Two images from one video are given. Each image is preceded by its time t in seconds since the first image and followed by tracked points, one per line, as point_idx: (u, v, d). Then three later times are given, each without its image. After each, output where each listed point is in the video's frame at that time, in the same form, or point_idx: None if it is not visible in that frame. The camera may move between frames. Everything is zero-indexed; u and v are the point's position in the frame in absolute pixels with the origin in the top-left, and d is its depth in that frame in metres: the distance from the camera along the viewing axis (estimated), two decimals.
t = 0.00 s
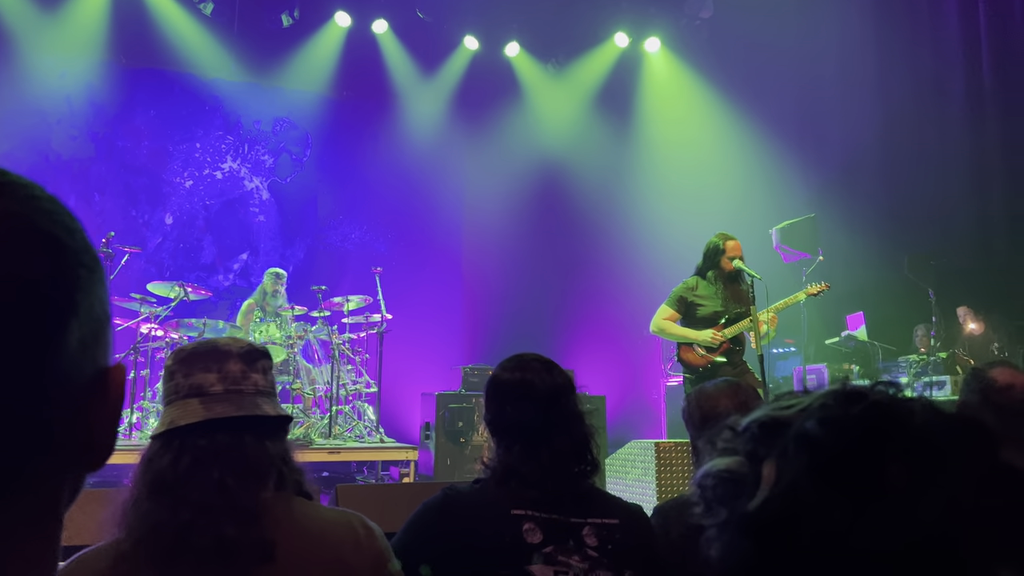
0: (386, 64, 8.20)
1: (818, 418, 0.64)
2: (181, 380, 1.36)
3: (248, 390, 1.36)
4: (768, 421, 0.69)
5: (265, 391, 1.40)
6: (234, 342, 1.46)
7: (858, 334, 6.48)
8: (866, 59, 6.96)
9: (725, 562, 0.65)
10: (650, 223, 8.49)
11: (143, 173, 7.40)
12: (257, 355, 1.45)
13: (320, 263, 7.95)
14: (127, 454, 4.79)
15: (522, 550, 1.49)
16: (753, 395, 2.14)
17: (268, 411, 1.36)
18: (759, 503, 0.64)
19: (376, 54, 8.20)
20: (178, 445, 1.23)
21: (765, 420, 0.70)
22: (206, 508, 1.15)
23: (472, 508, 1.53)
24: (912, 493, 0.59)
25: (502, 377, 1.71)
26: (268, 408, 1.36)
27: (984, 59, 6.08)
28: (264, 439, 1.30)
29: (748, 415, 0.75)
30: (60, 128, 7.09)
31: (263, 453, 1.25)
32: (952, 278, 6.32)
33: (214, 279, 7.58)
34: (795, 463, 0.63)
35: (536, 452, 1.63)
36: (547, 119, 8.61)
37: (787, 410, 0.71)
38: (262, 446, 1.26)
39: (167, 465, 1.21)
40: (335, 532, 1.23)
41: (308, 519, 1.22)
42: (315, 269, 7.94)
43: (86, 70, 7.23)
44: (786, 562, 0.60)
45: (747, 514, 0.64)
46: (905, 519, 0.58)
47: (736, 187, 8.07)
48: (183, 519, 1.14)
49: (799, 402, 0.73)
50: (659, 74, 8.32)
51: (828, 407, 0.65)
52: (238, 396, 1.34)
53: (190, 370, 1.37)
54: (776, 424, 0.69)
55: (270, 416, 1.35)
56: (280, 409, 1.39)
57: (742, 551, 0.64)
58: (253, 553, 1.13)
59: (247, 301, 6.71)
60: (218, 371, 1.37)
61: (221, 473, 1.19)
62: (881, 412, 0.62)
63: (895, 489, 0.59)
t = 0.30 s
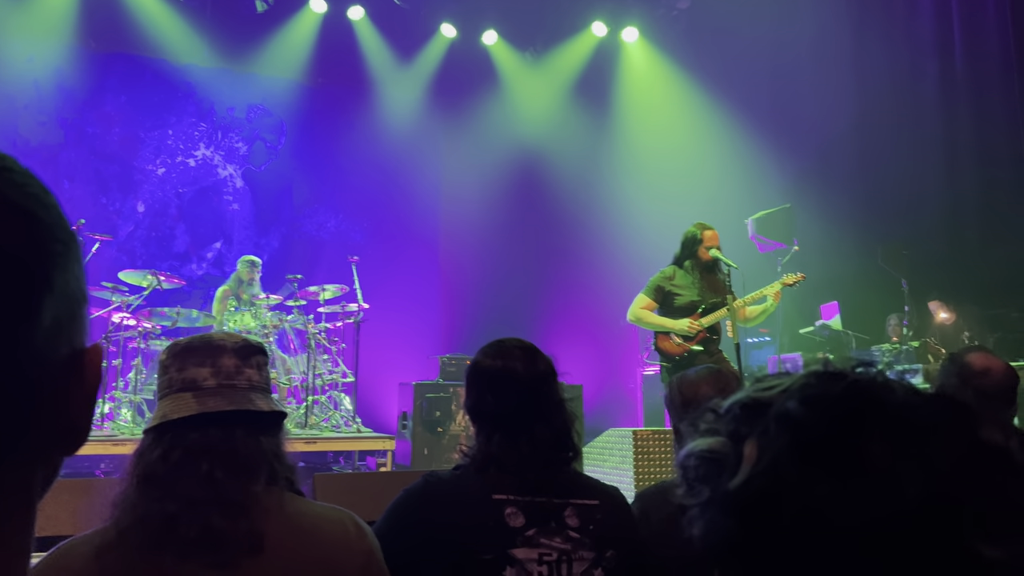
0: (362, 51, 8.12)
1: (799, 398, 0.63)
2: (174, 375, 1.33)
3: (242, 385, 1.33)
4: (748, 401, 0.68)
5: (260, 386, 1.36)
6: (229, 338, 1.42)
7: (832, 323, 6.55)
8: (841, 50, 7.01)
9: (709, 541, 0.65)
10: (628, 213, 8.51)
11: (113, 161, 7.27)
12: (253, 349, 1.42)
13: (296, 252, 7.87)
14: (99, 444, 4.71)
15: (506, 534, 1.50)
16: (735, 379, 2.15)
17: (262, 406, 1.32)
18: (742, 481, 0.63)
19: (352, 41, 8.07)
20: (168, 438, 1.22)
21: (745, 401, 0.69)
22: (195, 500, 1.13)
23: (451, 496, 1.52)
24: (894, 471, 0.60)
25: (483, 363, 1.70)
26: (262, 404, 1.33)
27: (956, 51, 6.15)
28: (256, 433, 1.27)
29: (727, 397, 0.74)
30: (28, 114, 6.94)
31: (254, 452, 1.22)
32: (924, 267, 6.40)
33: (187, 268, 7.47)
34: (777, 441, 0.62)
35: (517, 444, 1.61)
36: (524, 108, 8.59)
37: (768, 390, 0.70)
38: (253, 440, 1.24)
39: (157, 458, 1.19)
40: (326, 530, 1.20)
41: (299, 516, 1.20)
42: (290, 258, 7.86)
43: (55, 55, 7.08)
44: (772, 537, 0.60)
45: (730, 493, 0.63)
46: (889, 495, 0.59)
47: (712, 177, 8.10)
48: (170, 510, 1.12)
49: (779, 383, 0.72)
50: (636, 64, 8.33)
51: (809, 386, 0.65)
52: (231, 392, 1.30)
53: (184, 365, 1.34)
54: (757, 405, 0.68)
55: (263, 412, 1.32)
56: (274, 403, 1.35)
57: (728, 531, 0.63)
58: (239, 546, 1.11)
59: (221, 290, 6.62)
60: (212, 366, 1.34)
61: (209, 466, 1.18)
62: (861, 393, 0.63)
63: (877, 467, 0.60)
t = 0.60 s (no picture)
0: (342, 43, 8.06)
1: (785, 384, 0.63)
2: (165, 358, 1.29)
3: (235, 372, 1.28)
4: (736, 389, 0.68)
5: (253, 373, 1.32)
6: (223, 320, 1.36)
7: (812, 314, 6.60)
8: (820, 43, 7.06)
9: (695, 527, 0.66)
10: (608, 205, 8.54)
11: (89, 154, 7.17)
12: (247, 333, 1.36)
13: (275, 245, 7.82)
14: (78, 441, 4.66)
15: (488, 527, 1.49)
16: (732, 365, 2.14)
17: (254, 395, 1.28)
18: (728, 468, 0.63)
19: (331, 33, 7.96)
20: (161, 425, 1.20)
21: (732, 389, 0.69)
22: (190, 487, 1.12)
23: (435, 488, 1.52)
24: (876, 454, 0.59)
25: (467, 355, 1.68)
26: (254, 391, 1.29)
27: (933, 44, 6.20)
28: (250, 421, 1.26)
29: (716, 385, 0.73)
30: (1, 107, 6.81)
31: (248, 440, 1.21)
32: (901, 258, 6.47)
33: (165, 262, 7.40)
34: (762, 429, 0.63)
35: (500, 435, 1.61)
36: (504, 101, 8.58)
37: (756, 377, 0.70)
38: (247, 429, 1.23)
39: (150, 445, 1.18)
40: (318, 521, 1.19)
41: (291, 503, 1.18)
42: (269, 251, 7.80)
43: (29, 46, 6.95)
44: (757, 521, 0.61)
45: (717, 479, 0.63)
46: (873, 480, 0.58)
47: (693, 169, 8.15)
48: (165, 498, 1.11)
49: (766, 370, 0.72)
50: (617, 56, 8.32)
51: (794, 371, 0.65)
52: (223, 378, 1.27)
53: (175, 349, 1.30)
54: (744, 392, 0.68)
55: (254, 399, 1.28)
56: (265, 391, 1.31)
57: (714, 515, 0.64)
58: (233, 535, 1.10)
59: (201, 284, 6.56)
60: (203, 350, 1.29)
61: (203, 454, 1.16)
62: (844, 378, 0.62)
63: (860, 449, 0.59)
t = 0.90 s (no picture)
0: (326, 40, 8.01)
1: (778, 378, 0.64)
2: (131, 364, 1.27)
3: (201, 377, 1.26)
4: (729, 384, 0.68)
5: (221, 378, 1.29)
6: (191, 324, 1.34)
7: (797, 309, 6.64)
8: (803, 40, 7.10)
9: (692, 523, 0.66)
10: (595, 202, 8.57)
11: (72, 152, 7.10)
12: (215, 340, 1.34)
13: (261, 244, 7.77)
14: (60, 441, 4.62)
15: (476, 526, 1.49)
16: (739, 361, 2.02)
17: (220, 399, 1.25)
18: (724, 462, 0.63)
19: (315, 29, 7.92)
20: (126, 432, 1.18)
21: (726, 384, 0.69)
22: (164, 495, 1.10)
23: (422, 485, 1.51)
24: (869, 445, 0.59)
25: (455, 353, 1.67)
26: (220, 396, 1.26)
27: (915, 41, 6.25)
28: (220, 425, 1.24)
29: (709, 381, 0.74)
30: None
31: (214, 442, 1.19)
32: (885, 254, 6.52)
33: (149, 261, 7.33)
34: (757, 422, 0.63)
35: (488, 430, 1.60)
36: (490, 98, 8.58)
37: (748, 373, 0.70)
38: (217, 434, 1.21)
39: (117, 451, 1.16)
40: (295, 513, 1.19)
41: (264, 497, 1.19)
42: (254, 249, 7.75)
43: (9, 44, 6.87)
44: (750, 518, 0.61)
45: (712, 474, 0.63)
46: (866, 472, 0.59)
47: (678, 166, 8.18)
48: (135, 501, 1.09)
49: (759, 365, 0.72)
50: (602, 53, 8.34)
51: (786, 366, 0.65)
52: (188, 384, 1.24)
53: (142, 357, 1.28)
54: (738, 387, 0.68)
55: (221, 405, 1.25)
56: (234, 396, 1.28)
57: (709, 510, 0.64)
58: (207, 529, 1.09)
59: (185, 283, 6.51)
60: (169, 356, 1.27)
61: (171, 458, 1.15)
62: (839, 376, 0.63)
63: (853, 441, 0.60)
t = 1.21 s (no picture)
0: (314, 38, 7.99)
1: (780, 367, 0.65)
2: (97, 385, 1.26)
3: (168, 389, 1.25)
4: (732, 373, 0.69)
5: (188, 387, 1.28)
6: (151, 336, 1.33)
7: (785, 308, 6.67)
8: (791, 40, 7.14)
9: (693, 508, 0.67)
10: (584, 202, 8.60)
11: (57, 152, 7.05)
12: (178, 348, 1.33)
13: (248, 243, 7.73)
14: (45, 443, 4.59)
15: (464, 521, 1.49)
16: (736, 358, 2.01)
17: (191, 409, 1.25)
18: (725, 449, 0.64)
19: (303, 29, 7.88)
20: (98, 450, 1.18)
21: (728, 374, 0.69)
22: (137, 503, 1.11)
23: (409, 480, 1.51)
24: (869, 433, 0.60)
25: (449, 348, 1.67)
26: (190, 406, 1.26)
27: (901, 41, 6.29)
28: (193, 431, 1.24)
29: (712, 371, 0.74)
30: None
31: (187, 447, 1.20)
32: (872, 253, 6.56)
33: (136, 261, 7.28)
34: (758, 410, 0.64)
35: (479, 429, 1.60)
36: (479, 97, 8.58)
37: (751, 362, 0.71)
38: (191, 442, 1.21)
39: (87, 472, 1.16)
40: (284, 503, 1.19)
41: (250, 490, 1.18)
42: (242, 249, 7.71)
43: None
44: (751, 506, 0.62)
45: (711, 462, 0.64)
46: (865, 458, 0.60)
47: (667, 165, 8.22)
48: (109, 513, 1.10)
49: (762, 356, 0.73)
50: (591, 53, 8.36)
51: (788, 356, 0.66)
52: (155, 399, 1.24)
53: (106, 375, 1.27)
54: (740, 376, 0.69)
55: (192, 414, 1.25)
56: (204, 403, 1.28)
57: (709, 497, 0.65)
58: (189, 529, 1.09)
59: (172, 284, 6.47)
60: (134, 372, 1.26)
61: (141, 469, 1.15)
62: (840, 366, 0.64)
63: (855, 430, 0.61)
